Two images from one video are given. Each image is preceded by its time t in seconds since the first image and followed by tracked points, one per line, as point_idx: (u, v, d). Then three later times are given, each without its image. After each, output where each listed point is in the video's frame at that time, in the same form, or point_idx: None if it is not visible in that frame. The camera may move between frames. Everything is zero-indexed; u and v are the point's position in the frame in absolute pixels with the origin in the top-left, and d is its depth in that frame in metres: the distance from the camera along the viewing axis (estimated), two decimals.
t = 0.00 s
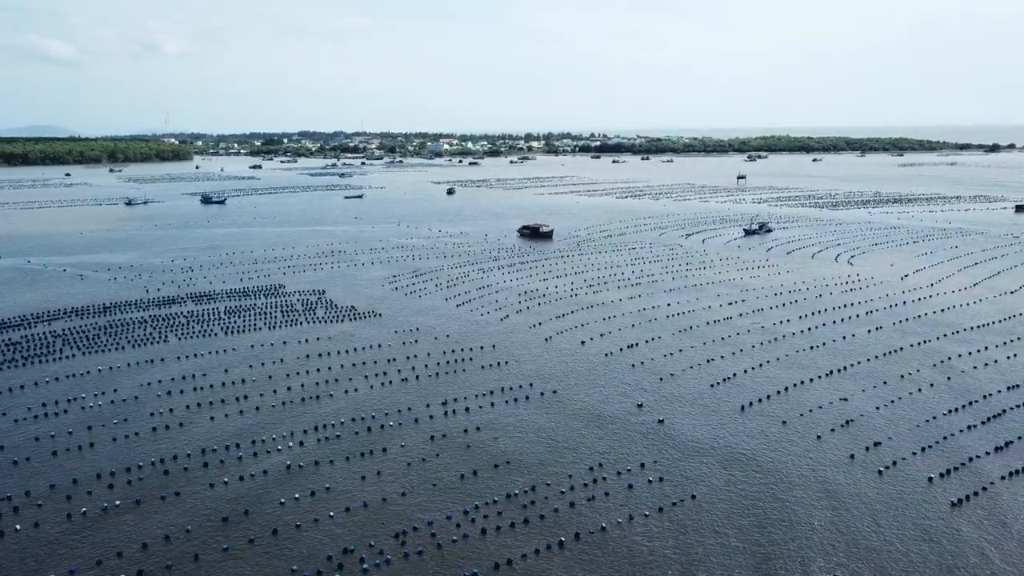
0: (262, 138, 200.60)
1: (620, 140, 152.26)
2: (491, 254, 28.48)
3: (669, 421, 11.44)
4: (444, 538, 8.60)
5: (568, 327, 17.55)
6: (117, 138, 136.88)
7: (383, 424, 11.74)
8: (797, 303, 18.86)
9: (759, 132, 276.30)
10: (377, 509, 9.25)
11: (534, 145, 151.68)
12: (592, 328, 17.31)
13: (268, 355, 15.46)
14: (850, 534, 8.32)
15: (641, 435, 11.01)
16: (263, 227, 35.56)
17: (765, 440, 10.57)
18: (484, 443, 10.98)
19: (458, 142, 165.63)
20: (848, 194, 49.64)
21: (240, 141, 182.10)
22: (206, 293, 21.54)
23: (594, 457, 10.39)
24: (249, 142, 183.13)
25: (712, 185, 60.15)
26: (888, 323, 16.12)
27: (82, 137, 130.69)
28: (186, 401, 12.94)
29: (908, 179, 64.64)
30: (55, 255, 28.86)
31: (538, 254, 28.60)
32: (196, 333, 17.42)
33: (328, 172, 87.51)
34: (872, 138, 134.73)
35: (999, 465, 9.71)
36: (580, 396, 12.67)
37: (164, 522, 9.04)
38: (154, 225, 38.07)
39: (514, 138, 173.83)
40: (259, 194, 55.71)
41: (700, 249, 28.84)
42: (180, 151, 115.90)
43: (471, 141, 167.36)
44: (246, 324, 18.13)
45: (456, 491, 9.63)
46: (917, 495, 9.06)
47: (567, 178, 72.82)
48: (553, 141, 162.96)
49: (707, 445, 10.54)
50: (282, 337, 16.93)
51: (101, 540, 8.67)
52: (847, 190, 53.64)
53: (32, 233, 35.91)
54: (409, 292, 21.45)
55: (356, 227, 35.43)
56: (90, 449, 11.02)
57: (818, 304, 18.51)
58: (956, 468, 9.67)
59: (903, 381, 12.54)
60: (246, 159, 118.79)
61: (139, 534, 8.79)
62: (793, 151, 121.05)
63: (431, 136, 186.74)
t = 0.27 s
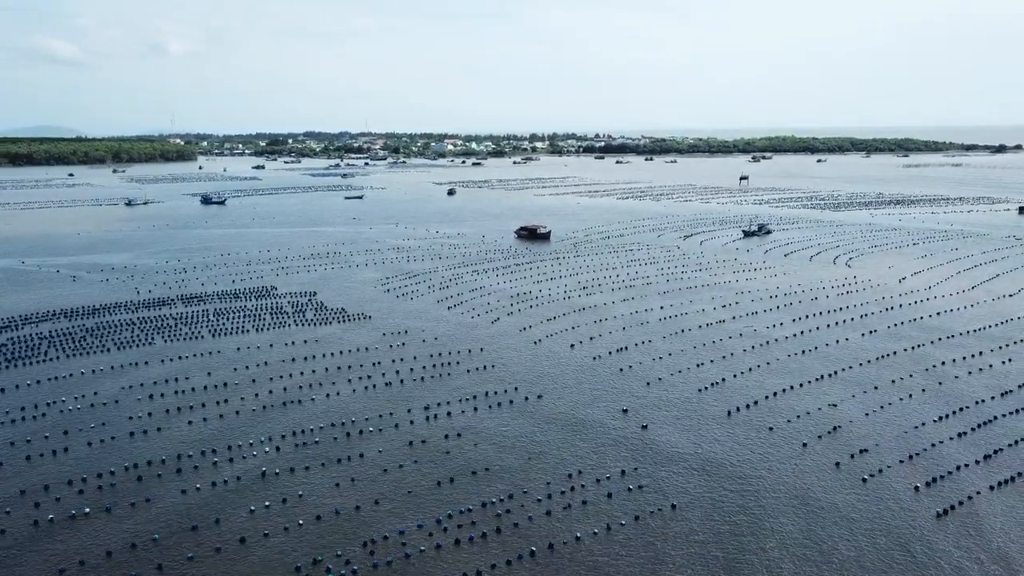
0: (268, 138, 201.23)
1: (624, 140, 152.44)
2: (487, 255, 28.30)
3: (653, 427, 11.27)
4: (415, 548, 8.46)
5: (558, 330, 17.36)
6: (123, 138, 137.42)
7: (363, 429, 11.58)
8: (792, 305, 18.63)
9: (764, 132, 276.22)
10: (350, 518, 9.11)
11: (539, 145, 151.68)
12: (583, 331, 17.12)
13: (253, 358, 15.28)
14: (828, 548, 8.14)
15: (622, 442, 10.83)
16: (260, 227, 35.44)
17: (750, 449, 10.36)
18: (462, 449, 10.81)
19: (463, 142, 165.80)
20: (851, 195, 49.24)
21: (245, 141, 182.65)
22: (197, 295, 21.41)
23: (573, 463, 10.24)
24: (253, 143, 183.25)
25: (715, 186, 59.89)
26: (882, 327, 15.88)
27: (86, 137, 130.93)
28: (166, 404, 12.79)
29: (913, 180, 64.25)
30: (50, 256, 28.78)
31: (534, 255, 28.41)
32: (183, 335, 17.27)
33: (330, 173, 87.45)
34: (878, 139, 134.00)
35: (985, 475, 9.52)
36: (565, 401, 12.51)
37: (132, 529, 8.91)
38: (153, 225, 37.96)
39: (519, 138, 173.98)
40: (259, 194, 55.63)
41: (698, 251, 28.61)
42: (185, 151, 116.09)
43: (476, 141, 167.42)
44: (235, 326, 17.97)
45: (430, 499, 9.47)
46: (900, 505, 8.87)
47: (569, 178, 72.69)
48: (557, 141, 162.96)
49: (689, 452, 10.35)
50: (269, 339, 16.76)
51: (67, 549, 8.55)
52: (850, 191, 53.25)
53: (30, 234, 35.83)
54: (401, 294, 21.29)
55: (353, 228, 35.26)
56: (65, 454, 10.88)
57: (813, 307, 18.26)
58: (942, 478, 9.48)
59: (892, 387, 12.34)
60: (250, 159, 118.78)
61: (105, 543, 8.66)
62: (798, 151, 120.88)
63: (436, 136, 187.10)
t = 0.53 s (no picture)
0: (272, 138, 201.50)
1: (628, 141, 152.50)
2: (484, 256, 28.15)
3: (639, 433, 11.11)
4: (389, 557, 8.35)
5: (551, 333, 17.19)
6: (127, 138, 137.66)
7: (346, 433, 11.44)
8: (787, 308, 18.44)
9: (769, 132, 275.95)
10: (325, 525, 8.98)
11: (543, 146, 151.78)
12: (575, 334, 16.96)
13: (240, 360, 15.15)
14: (809, 559, 7.98)
15: (607, 448, 10.67)
16: (257, 228, 35.32)
17: (736, 456, 10.18)
18: (444, 454, 10.68)
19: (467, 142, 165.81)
20: (853, 197, 48.97)
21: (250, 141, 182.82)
22: (190, 296, 21.30)
23: (555, 469, 10.09)
24: (256, 143, 183.42)
25: (717, 187, 59.67)
26: (877, 330, 15.68)
27: (89, 137, 131.13)
28: (149, 407, 12.66)
29: (916, 182, 63.96)
30: (46, 257, 28.70)
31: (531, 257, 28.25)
32: (173, 337, 17.15)
33: (332, 173, 87.33)
34: (882, 140, 133.58)
35: (973, 483, 9.35)
36: (551, 405, 12.35)
37: (105, 536, 8.78)
38: (152, 227, 37.87)
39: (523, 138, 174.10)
40: (259, 194, 55.56)
41: (696, 253, 28.41)
42: (189, 152, 116.16)
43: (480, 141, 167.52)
44: (225, 328, 17.84)
45: (408, 505, 9.35)
46: (885, 514, 8.70)
47: (571, 179, 72.43)
48: (561, 141, 162.93)
49: (674, 459, 10.18)
50: (258, 341, 16.63)
51: (37, 556, 8.43)
52: (852, 192, 52.95)
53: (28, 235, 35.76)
54: (394, 296, 21.15)
55: (351, 229, 35.12)
56: (43, 459, 10.75)
57: (809, 310, 18.06)
58: (929, 486, 9.31)
59: (884, 392, 12.16)
60: (253, 160, 118.76)
61: (76, 550, 8.54)
62: (802, 152, 120.64)
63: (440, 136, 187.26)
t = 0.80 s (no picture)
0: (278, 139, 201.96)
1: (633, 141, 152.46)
2: (479, 258, 27.97)
3: (622, 440, 10.90)
4: (358, 568, 8.19)
5: (540, 336, 16.99)
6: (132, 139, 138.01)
7: (324, 439, 11.27)
8: (781, 311, 18.20)
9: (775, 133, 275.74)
10: (296, 534, 8.83)
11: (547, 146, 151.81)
12: (565, 337, 16.75)
13: (224, 364, 14.98)
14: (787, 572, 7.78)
15: (588, 455, 10.47)
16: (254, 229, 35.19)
17: (718, 466, 9.97)
18: (422, 461, 10.51)
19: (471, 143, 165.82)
20: (855, 198, 48.61)
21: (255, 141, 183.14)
22: (181, 298, 21.16)
23: (533, 478, 9.91)
24: (263, 144, 183.49)
25: (719, 187, 59.37)
26: (870, 335, 15.44)
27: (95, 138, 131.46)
28: (128, 412, 12.50)
29: (920, 182, 63.62)
30: (41, 258, 28.61)
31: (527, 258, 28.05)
32: (159, 340, 17.00)
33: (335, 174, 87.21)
34: (887, 140, 132.86)
35: (959, 495, 9.14)
36: (535, 411, 12.16)
37: (71, 544, 8.62)
38: (149, 227, 37.78)
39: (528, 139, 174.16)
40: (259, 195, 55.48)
41: (693, 255, 28.17)
42: (193, 153, 116.28)
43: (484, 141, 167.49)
44: (212, 331, 17.68)
45: (381, 514, 9.18)
46: (868, 530, 8.54)
47: (573, 180, 72.18)
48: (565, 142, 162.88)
49: (655, 470, 9.99)
50: (244, 344, 16.47)
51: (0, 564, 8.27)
52: (855, 193, 52.60)
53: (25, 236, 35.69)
54: (385, 298, 20.98)
55: (348, 230, 34.97)
56: (15, 464, 10.59)
57: (802, 313, 17.81)
58: (914, 497, 9.10)
59: (873, 399, 11.93)
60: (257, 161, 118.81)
61: (40, 558, 8.38)
62: (806, 152, 120.27)
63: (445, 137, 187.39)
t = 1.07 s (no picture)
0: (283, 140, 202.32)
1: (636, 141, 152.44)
2: (476, 259, 27.81)
3: (608, 447, 10.73)
4: None
5: (531, 339, 16.82)
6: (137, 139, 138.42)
7: (306, 444, 11.13)
8: (776, 314, 17.99)
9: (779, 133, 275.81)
10: (271, 541, 8.69)
11: (551, 147, 151.79)
12: (556, 340, 16.57)
13: (211, 366, 14.85)
14: None
15: (572, 462, 10.30)
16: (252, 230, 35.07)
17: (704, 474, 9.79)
18: (403, 467, 10.36)
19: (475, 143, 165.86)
20: (858, 199, 48.25)
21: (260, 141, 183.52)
22: (173, 300, 21.05)
23: (514, 485, 9.75)
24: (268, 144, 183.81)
25: (721, 188, 59.09)
26: (865, 338, 15.23)
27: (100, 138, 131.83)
28: (111, 416, 12.37)
29: (924, 183, 63.20)
30: (37, 260, 28.54)
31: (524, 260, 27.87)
32: (148, 342, 16.87)
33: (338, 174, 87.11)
34: (892, 141, 132.74)
35: (947, 505, 8.96)
36: (521, 416, 11.98)
37: (42, 551, 8.50)
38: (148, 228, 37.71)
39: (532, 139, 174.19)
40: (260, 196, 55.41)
41: (691, 256, 27.96)
42: (197, 154, 116.45)
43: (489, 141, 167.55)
44: (202, 333, 17.56)
45: (358, 521, 9.04)
46: (853, 542, 8.38)
47: (576, 181, 72.02)
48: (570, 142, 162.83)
49: (639, 478, 9.82)
50: (233, 346, 16.33)
51: None
52: (858, 194, 52.24)
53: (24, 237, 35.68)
54: (378, 300, 20.83)
55: (346, 231, 34.82)
56: None
57: (798, 316, 17.60)
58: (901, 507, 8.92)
59: (865, 404, 11.74)
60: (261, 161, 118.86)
61: (10, 565, 8.26)
62: (810, 153, 119.89)
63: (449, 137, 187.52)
